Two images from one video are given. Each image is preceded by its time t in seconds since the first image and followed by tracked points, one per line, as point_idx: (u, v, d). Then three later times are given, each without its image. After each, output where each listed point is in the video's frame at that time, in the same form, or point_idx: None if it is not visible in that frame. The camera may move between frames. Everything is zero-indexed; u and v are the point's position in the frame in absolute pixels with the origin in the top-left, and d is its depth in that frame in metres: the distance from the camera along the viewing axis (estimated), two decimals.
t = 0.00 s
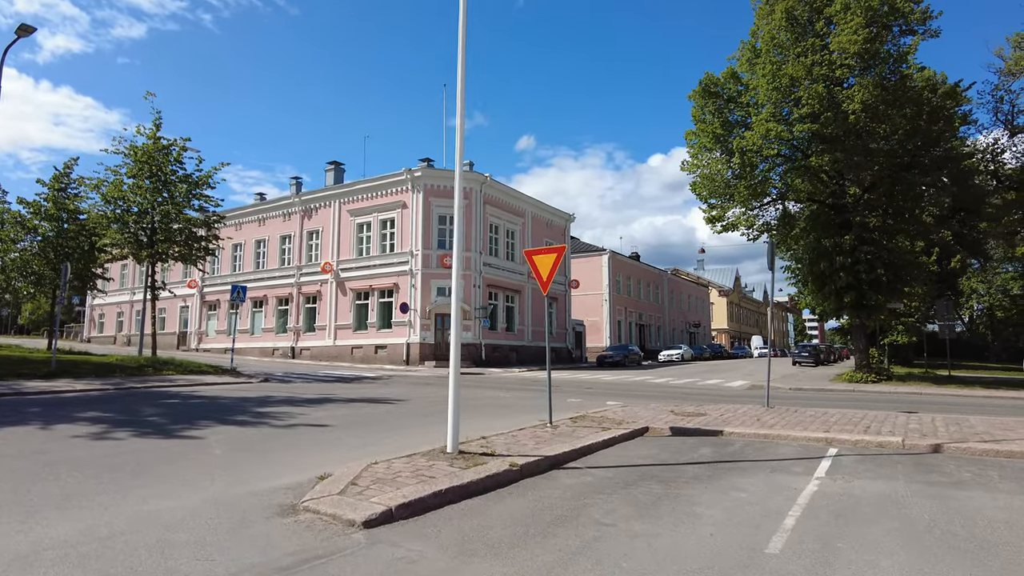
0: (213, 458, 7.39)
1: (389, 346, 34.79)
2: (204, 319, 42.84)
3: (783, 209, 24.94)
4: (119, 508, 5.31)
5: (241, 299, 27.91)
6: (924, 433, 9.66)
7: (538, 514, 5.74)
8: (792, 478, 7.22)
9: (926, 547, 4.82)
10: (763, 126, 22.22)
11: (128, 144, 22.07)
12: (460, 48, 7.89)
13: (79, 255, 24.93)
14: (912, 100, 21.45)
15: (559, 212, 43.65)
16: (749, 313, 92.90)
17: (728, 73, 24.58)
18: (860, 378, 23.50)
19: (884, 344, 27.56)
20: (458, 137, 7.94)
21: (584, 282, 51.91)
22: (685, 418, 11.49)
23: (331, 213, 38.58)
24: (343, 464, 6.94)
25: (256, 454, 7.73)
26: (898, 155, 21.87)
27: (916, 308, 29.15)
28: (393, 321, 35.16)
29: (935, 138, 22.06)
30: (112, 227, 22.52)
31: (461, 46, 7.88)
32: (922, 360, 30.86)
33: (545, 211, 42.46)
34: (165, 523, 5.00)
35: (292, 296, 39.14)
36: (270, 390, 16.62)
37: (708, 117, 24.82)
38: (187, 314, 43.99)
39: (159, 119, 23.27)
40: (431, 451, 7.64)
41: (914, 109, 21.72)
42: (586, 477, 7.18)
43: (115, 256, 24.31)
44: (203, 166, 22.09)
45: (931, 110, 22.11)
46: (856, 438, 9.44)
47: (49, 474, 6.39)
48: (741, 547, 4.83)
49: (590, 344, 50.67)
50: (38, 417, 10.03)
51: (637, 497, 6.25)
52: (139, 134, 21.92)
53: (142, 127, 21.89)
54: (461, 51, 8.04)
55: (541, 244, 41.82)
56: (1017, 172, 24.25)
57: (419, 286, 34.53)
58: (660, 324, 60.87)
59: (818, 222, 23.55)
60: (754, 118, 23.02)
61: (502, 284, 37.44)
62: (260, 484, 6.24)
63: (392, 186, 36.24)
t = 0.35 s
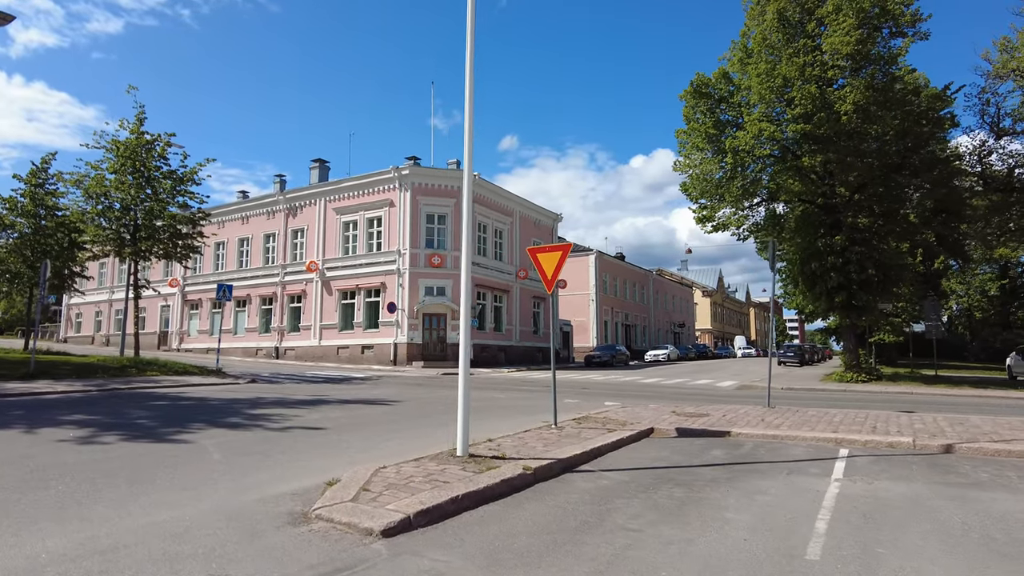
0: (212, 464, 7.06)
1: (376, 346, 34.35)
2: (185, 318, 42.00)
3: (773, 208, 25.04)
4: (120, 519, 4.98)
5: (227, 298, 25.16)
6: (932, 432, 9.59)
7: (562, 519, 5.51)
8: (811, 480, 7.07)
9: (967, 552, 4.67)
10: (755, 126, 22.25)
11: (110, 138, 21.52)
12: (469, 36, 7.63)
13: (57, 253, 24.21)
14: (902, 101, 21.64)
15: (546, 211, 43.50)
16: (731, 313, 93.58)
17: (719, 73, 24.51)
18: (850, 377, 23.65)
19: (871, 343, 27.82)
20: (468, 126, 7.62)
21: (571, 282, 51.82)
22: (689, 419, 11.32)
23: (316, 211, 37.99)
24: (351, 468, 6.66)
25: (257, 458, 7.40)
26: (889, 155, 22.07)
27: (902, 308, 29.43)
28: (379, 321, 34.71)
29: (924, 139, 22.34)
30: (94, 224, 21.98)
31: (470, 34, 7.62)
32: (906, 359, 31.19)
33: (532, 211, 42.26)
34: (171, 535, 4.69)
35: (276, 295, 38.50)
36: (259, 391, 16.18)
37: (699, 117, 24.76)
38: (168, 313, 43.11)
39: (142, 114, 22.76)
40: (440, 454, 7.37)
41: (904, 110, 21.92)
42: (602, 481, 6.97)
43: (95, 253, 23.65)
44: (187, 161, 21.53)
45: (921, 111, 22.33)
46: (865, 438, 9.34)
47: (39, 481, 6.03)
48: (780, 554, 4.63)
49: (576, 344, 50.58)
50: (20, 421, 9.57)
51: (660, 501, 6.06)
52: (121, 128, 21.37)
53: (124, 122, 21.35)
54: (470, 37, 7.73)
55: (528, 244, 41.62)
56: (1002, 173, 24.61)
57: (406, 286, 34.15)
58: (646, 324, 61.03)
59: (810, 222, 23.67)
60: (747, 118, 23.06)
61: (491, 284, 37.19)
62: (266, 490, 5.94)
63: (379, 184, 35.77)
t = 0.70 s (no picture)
0: (213, 474, 6.75)
1: (364, 348, 33.93)
2: (169, 320, 41.25)
3: (765, 212, 25.09)
4: (124, 538, 4.69)
5: (213, 299, 23.49)
6: (942, 438, 9.53)
7: (588, 533, 5.29)
8: (832, 489, 6.94)
9: (1013, 567, 4.53)
10: (750, 129, 22.30)
11: (95, 135, 21.08)
12: (481, 32, 7.42)
13: (37, 253, 23.52)
14: (896, 108, 21.84)
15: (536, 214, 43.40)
16: (715, 316, 94.18)
17: (713, 76, 24.56)
18: (842, 381, 23.76)
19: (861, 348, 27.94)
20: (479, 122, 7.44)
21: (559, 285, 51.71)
22: (694, 425, 11.17)
23: (303, 211, 37.47)
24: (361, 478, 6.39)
25: (259, 468, 7.10)
26: (881, 160, 22.28)
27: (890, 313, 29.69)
28: (368, 323, 34.28)
29: (916, 145, 22.71)
30: (78, 223, 21.48)
31: (482, 30, 7.41)
32: (893, 363, 31.47)
33: (522, 213, 42.12)
34: (179, 555, 4.41)
35: (262, 297, 37.90)
36: (250, 396, 15.79)
37: (693, 120, 24.77)
38: (150, 315, 42.31)
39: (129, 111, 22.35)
40: (451, 463, 7.12)
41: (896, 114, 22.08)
42: (620, 491, 6.78)
43: (78, 253, 23.03)
44: (174, 159, 21.10)
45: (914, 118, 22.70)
46: (876, 444, 9.23)
47: (32, 495, 5.69)
48: (822, 569, 4.46)
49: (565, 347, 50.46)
50: (5, 428, 9.16)
51: (684, 513, 5.87)
52: (106, 125, 20.96)
53: (110, 119, 20.94)
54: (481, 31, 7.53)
55: (518, 246, 41.45)
56: (990, 179, 24.93)
57: (395, 287, 33.74)
58: (633, 327, 61.09)
59: (803, 227, 23.75)
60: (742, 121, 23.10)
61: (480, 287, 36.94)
62: (274, 504, 5.66)
63: (368, 184, 35.38)
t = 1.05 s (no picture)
0: (214, 479, 6.42)
1: (354, 349, 33.48)
2: (153, 320, 40.52)
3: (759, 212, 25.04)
4: (126, 548, 4.36)
5: (203, 299, 22.70)
6: (956, 438, 9.40)
7: (618, 539, 5.03)
8: (857, 490, 6.75)
9: None
10: (746, 129, 22.19)
11: (79, 130, 20.60)
12: (493, 19, 7.15)
13: (19, 250, 22.78)
14: (892, 108, 21.82)
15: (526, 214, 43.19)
16: (703, 317, 94.60)
17: (709, 76, 24.49)
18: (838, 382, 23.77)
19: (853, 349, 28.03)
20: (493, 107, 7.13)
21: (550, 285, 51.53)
22: (702, 425, 10.97)
23: (292, 210, 36.91)
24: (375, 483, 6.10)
25: (262, 471, 6.77)
26: (876, 160, 22.28)
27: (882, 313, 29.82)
28: (358, 323, 33.83)
29: (910, 145, 22.76)
30: (62, 220, 20.98)
31: (494, 17, 7.14)
32: (883, 363, 31.62)
33: (513, 213, 41.87)
34: (188, 567, 4.09)
35: (250, 296, 37.31)
36: (242, 397, 15.39)
37: (688, 120, 24.67)
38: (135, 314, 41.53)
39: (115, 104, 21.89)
40: (465, 465, 6.84)
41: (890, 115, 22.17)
42: (641, 494, 6.53)
43: (61, 250, 22.40)
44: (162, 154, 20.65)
45: (908, 117, 22.69)
46: (891, 444, 9.08)
47: (23, 502, 5.33)
48: None
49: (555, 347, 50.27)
50: None
51: (714, 517, 5.64)
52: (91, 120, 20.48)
53: (95, 113, 20.46)
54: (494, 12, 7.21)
55: (508, 246, 41.19)
56: (982, 180, 24.84)
57: (386, 287, 33.30)
58: (623, 327, 61.04)
59: (798, 226, 23.72)
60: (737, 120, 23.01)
61: (472, 287, 36.63)
62: (284, 512, 5.34)
63: (358, 183, 34.92)
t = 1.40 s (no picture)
0: (220, 489, 6.09)
1: (345, 349, 33.01)
2: (138, 319, 39.76)
3: (754, 211, 25.03)
4: (134, 569, 4.02)
5: (192, 298, 22.08)
6: (971, 440, 9.27)
7: (654, 553, 4.78)
8: (886, 496, 6.56)
9: None
10: (743, 128, 22.07)
11: (63, 124, 20.05)
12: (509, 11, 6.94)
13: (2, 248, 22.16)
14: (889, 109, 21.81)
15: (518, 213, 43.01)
16: (691, 317, 94.93)
17: (706, 74, 24.37)
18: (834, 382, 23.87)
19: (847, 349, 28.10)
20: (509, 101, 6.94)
21: (541, 284, 51.29)
22: (713, 428, 10.76)
23: (281, 207, 36.34)
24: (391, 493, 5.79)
25: (269, 480, 6.44)
26: (873, 159, 22.32)
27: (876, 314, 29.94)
28: (349, 323, 33.36)
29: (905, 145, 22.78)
30: (45, 217, 20.41)
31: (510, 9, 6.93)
32: (875, 363, 31.74)
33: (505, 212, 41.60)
34: None
35: (237, 295, 36.70)
36: (235, 399, 14.98)
37: (685, 119, 24.54)
38: (119, 314, 40.74)
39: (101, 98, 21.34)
40: (482, 473, 6.56)
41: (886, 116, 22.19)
42: (666, 502, 6.31)
43: (45, 249, 21.79)
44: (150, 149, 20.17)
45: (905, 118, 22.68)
46: (908, 447, 8.91)
47: (17, 517, 4.97)
48: None
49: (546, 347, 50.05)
50: None
51: (750, 528, 5.40)
52: (76, 113, 19.95)
53: (80, 106, 19.93)
54: (510, 5, 7.04)
55: (500, 245, 40.92)
56: (976, 181, 25.04)
57: (378, 286, 32.86)
58: (613, 327, 60.94)
59: (793, 226, 23.73)
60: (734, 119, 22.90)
61: (464, 286, 36.30)
62: (299, 527, 5.02)
63: (349, 180, 34.46)
